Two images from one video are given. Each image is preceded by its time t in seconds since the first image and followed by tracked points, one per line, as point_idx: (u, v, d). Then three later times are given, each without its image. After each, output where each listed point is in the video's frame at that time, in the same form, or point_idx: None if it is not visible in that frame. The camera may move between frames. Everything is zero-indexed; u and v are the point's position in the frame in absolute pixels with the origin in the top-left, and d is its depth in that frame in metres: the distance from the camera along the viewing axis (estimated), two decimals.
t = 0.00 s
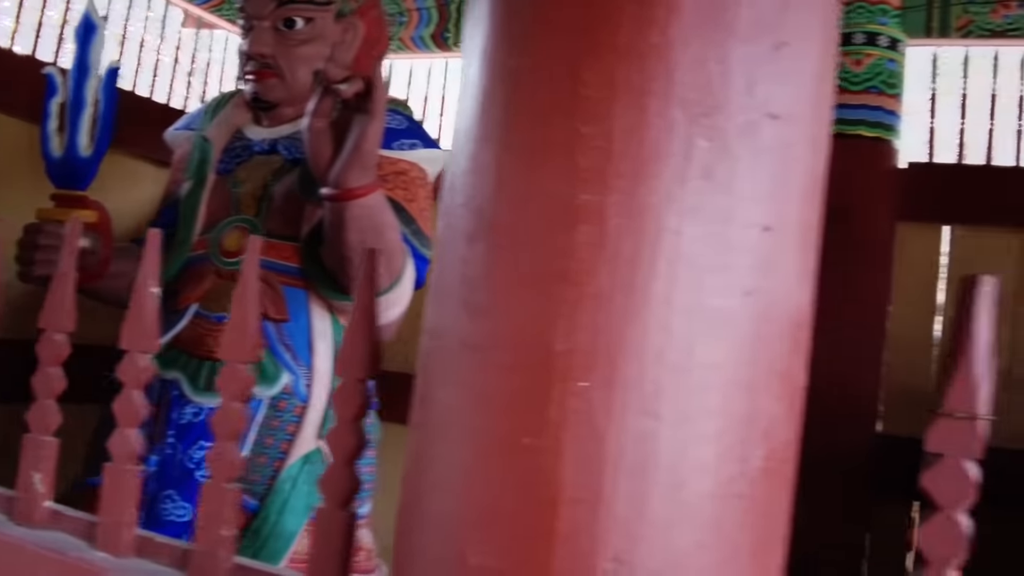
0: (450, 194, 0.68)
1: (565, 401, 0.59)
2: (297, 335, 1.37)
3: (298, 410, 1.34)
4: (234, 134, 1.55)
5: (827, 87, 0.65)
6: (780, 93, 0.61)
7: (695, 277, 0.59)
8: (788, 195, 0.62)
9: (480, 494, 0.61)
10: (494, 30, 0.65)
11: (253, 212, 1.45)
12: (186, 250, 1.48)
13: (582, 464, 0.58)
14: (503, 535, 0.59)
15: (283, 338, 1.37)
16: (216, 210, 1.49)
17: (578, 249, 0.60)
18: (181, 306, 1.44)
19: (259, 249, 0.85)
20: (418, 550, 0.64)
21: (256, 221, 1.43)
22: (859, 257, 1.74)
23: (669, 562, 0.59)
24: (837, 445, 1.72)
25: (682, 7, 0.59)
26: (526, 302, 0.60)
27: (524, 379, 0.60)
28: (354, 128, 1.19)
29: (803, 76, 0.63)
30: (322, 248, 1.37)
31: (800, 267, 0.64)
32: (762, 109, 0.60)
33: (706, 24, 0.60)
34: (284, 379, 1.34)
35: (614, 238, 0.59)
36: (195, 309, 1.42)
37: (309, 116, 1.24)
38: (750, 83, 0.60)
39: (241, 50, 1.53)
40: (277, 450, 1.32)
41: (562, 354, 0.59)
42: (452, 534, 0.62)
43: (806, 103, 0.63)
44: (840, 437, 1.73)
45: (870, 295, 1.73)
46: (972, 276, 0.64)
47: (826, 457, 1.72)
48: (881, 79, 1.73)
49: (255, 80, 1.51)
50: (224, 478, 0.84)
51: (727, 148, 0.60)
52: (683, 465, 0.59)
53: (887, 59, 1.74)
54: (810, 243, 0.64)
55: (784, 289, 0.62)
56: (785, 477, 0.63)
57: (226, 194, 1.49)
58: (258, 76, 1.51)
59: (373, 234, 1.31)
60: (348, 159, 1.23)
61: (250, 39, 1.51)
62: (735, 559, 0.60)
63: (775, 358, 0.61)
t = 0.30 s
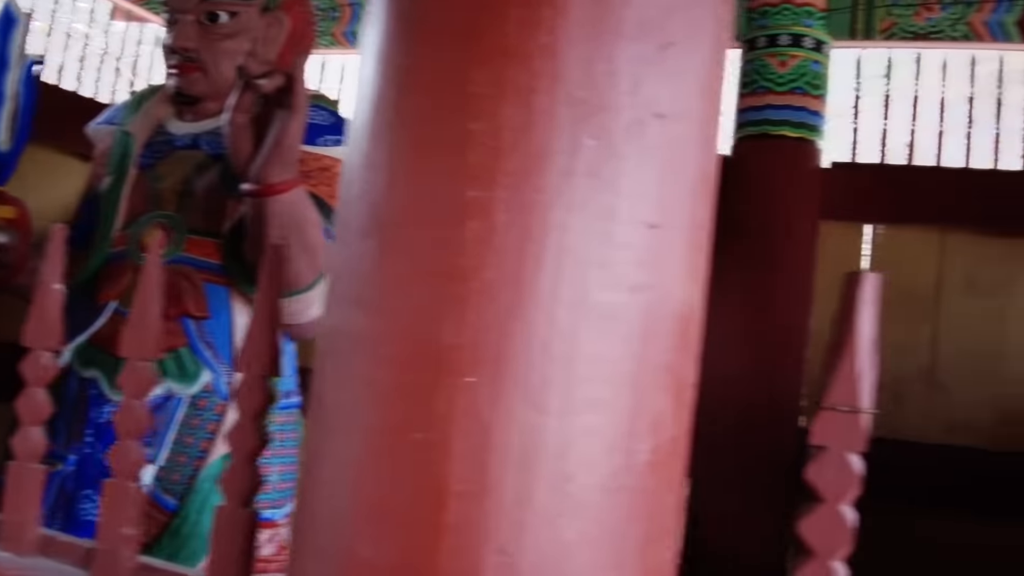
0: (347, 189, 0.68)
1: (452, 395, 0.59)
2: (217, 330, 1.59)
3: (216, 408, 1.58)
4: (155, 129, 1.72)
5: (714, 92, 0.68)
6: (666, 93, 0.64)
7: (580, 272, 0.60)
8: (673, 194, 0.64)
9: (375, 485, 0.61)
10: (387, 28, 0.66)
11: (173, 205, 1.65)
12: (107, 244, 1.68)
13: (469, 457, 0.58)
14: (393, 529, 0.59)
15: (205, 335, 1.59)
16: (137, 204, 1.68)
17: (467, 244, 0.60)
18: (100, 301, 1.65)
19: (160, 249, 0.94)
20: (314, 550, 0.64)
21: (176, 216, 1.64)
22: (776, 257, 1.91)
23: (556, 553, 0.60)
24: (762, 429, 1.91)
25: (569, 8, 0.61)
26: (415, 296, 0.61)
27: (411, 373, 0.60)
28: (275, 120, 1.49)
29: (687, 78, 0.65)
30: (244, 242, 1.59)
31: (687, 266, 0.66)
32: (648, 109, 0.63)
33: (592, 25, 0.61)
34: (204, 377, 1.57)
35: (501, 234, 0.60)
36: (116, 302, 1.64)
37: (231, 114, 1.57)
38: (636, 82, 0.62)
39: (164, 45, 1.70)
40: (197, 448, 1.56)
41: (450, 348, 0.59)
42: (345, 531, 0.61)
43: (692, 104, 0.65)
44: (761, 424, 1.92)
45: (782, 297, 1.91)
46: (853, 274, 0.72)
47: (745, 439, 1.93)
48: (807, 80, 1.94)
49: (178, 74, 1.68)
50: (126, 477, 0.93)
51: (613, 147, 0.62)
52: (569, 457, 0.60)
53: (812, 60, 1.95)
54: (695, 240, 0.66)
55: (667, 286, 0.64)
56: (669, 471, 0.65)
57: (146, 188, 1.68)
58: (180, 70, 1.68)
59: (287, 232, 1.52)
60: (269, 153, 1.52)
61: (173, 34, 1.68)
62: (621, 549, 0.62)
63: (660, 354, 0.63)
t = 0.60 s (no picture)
0: (242, 184, 0.68)
1: (344, 394, 0.59)
2: (124, 327, 1.58)
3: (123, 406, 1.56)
4: (64, 120, 1.70)
5: (613, 94, 0.70)
6: (561, 91, 0.65)
7: (474, 270, 0.61)
8: (569, 192, 0.65)
9: (264, 495, 0.60)
10: (285, 19, 0.67)
11: (80, 200, 1.62)
12: (11, 238, 1.62)
13: (361, 457, 0.59)
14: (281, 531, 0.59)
15: (111, 329, 1.57)
16: (43, 198, 1.64)
17: (360, 242, 0.61)
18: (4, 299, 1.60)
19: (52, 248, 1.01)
20: (203, 550, 0.63)
21: (85, 211, 1.60)
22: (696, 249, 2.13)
23: (450, 553, 0.60)
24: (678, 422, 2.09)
25: (463, 3, 0.62)
26: (309, 296, 0.61)
27: (304, 372, 0.60)
28: (185, 114, 1.36)
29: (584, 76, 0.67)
30: (153, 235, 1.57)
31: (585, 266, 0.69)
32: (543, 107, 0.64)
33: (486, 22, 0.62)
34: (111, 375, 1.56)
35: (394, 231, 0.60)
36: (18, 300, 1.59)
37: (141, 105, 1.43)
38: (532, 79, 0.64)
39: (74, 33, 1.69)
40: (104, 448, 1.54)
41: (342, 347, 0.60)
42: (233, 530, 0.61)
43: (590, 100, 0.66)
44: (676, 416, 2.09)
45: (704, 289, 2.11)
46: (750, 275, 0.98)
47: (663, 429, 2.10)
48: (724, 79, 2.18)
49: (89, 64, 1.67)
50: (17, 481, 0.99)
51: (508, 144, 0.63)
52: (463, 455, 0.61)
53: (729, 60, 2.19)
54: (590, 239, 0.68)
55: (563, 283, 0.65)
56: (565, 473, 0.66)
57: (54, 179, 1.65)
58: (91, 59, 1.67)
59: (199, 226, 1.48)
60: (177, 145, 1.42)
61: (84, 22, 1.67)
62: (518, 545, 0.63)
63: (556, 350, 0.64)
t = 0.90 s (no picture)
0: (132, 181, 0.72)
1: (234, 402, 0.64)
2: (14, 323, 1.51)
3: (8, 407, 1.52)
4: None
5: (512, 95, 0.75)
6: (459, 90, 0.69)
7: (367, 272, 0.66)
8: (467, 195, 0.70)
9: (152, 495, 0.65)
10: (184, 16, 0.70)
11: None
12: None
13: (249, 467, 0.63)
14: (170, 533, 0.64)
15: None
16: None
17: (250, 241, 0.65)
18: None
19: None
20: (96, 534, 0.69)
21: None
22: (607, 248, 2.17)
23: (345, 563, 0.65)
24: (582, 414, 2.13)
25: (358, 2, 0.66)
26: (200, 298, 0.65)
27: (191, 381, 0.65)
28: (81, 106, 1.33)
29: (481, 75, 0.71)
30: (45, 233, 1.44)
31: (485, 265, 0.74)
32: (441, 105, 0.68)
33: (381, 21, 0.66)
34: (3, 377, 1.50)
35: (283, 230, 0.64)
36: None
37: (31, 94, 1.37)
38: (429, 78, 0.68)
39: None
40: None
41: (231, 357, 0.64)
42: (127, 528, 0.66)
43: (485, 100, 0.71)
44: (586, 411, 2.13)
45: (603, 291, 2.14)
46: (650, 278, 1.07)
47: (572, 423, 2.13)
48: (632, 78, 2.24)
49: None
50: None
51: (403, 142, 0.67)
52: (356, 467, 0.65)
53: (636, 59, 2.26)
54: (489, 239, 0.73)
55: (457, 285, 0.70)
56: (462, 474, 0.72)
57: None
58: None
59: (93, 220, 1.38)
60: (72, 137, 1.35)
61: None
62: (413, 544, 0.68)
63: (454, 351, 0.70)
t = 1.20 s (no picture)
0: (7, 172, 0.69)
1: (116, 417, 0.62)
2: None
3: None
4: None
5: (412, 97, 0.75)
6: (355, 93, 0.69)
7: (261, 281, 0.64)
8: (362, 201, 0.69)
9: (30, 507, 0.63)
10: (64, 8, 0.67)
11: None
12: None
13: (134, 486, 0.62)
14: (53, 552, 0.62)
15: None
16: None
17: (133, 249, 0.63)
18: None
19: None
20: None
21: None
22: (511, 249, 2.17)
23: None
24: (482, 413, 2.13)
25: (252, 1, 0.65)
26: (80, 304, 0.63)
27: (74, 395, 0.62)
28: None
29: (380, 75, 0.71)
30: None
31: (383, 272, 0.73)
32: (338, 109, 0.68)
33: (276, 20, 0.65)
34: None
35: (169, 237, 0.62)
36: None
37: None
38: (326, 80, 0.67)
39: None
40: None
41: (115, 368, 0.62)
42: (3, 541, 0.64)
43: (384, 103, 0.71)
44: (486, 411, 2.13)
45: (501, 292, 2.15)
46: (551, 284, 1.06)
47: (475, 423, 2.12)
48: (532, 79, 2.25)
49: None
50: None
51: (298, 146, 0.65)
52: (248, 479, 0.64)
53: (537, 60, 2.27)
54: (387, 249, 0.72)
55: (354, 294, 0.69)
56: (359, 489, 0.73)
57: None
58: None
59: None
60: None
61: None
62: (308, 557, 0.68)
63: (349, 361, 0.69)
